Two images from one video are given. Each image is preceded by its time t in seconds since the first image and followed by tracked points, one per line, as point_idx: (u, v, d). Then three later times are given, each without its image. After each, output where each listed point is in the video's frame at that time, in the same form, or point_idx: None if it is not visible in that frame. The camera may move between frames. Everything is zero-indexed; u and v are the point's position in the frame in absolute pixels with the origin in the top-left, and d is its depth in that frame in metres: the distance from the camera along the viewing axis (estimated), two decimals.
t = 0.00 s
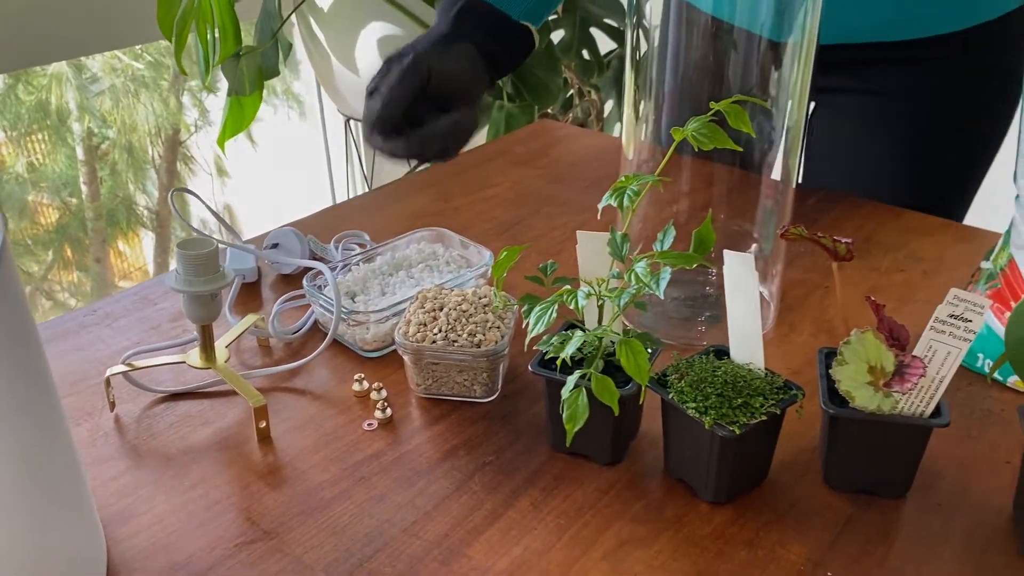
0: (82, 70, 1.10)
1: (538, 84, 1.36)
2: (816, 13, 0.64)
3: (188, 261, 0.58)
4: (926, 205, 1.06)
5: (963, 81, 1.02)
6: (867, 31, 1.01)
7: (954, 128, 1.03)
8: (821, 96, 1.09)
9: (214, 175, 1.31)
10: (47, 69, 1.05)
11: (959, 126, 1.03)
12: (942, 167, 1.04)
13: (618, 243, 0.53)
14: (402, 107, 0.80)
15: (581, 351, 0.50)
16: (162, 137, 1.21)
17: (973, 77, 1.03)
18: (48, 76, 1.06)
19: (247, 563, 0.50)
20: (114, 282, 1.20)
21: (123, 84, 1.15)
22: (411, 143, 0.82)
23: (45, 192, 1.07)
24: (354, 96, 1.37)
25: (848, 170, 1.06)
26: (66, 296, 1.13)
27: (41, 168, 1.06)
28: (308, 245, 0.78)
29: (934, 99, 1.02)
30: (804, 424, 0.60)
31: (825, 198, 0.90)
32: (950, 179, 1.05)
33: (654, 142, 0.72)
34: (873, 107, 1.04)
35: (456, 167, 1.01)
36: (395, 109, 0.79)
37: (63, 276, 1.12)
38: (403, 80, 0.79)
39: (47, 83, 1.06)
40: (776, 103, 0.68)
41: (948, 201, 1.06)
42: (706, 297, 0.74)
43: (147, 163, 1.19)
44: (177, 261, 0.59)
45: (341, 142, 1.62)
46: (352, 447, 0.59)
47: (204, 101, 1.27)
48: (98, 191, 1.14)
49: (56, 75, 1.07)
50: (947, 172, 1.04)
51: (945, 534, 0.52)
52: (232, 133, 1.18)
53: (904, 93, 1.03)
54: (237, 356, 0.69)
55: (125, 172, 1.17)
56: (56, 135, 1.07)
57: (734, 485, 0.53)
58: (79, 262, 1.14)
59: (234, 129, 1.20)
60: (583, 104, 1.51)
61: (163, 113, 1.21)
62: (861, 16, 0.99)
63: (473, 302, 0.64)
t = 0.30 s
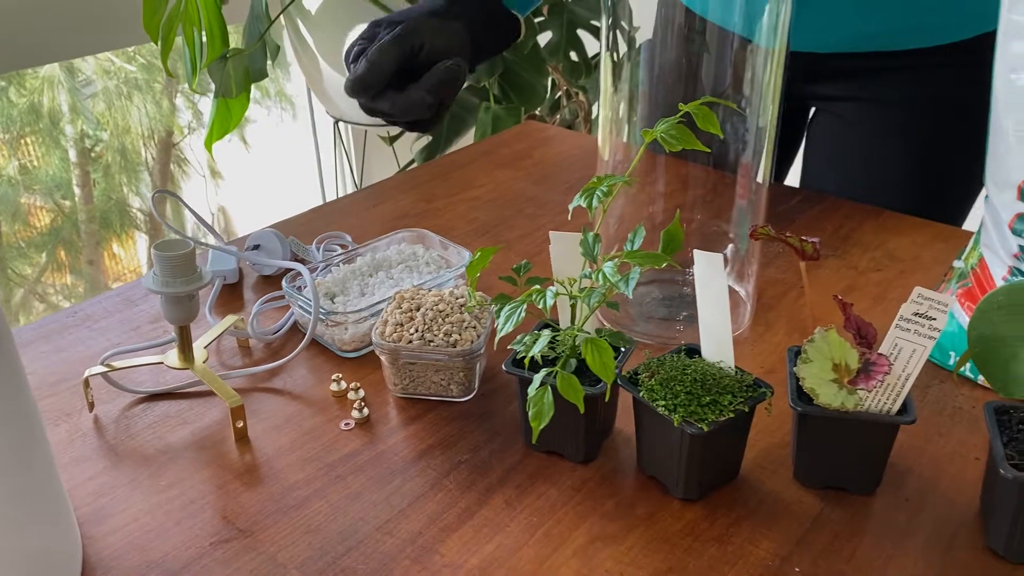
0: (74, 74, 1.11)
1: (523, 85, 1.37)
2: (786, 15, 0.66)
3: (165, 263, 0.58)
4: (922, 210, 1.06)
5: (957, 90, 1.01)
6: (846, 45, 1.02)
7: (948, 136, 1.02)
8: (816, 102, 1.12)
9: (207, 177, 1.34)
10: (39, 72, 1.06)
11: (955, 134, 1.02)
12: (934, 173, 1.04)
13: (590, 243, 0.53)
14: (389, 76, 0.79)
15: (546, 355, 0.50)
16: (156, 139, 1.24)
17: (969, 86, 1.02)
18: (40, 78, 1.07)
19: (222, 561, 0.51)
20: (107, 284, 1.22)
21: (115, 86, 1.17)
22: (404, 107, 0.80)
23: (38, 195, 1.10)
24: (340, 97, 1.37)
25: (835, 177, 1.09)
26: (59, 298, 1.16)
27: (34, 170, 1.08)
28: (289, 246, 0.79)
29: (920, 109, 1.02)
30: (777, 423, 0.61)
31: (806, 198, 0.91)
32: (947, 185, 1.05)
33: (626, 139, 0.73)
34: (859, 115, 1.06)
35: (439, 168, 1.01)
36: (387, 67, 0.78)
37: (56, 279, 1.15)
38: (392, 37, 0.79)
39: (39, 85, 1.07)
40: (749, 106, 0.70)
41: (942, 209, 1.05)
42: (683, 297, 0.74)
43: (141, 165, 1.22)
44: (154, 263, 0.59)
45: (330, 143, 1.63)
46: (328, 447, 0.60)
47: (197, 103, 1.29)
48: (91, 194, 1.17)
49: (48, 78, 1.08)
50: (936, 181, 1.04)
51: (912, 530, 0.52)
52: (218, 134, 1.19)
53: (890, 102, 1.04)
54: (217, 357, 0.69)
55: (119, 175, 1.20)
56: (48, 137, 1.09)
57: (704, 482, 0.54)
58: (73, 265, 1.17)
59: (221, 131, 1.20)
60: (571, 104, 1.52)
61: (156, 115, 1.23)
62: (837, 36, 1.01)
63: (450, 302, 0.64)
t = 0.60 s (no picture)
0: (67, 76, 1.12)
1: (510, 87, 1.37)
2: (757, 12, 0.68)
3: (140, 263, 0.59)
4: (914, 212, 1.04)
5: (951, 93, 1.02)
6: (841, 49, 1.04)
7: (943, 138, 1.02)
8: (809, 107, 1.12)
9: (201, 179, 1.36)
10: (32, 74, 1.08)
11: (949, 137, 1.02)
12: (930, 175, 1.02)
13: (560, 244, 0.53)
14: (395, 55, 0.80)
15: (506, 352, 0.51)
16: (149, 141, 1.25)
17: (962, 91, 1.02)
18: (32, 80, 1.08)
19: (194, 559, 0.51)
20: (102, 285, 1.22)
21: (109, 88, 1.18)
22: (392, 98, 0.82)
23: (31, 196, 1.10)
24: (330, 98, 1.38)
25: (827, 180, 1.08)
26: (53, 300, 1.16)
27: (27, 172, 1.09)
28: (270, 247, 0.79)
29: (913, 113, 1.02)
30: (750, 420, 0.62)
31: (785, 198, 0.91)
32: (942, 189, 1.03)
33: (601, 138, 0.74)
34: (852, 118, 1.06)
35: (423, 169, 1.02)
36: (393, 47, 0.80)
37: (50, 280, 1.15)
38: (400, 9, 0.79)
39: (32, 87, 1.08)
40: (722, 105, 0.72)
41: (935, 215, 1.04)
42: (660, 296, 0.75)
43: (135, 167, 1.23)
44: (129, 263, 0.59)
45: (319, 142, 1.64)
46: (303, 446, 0.60)
47: (192, 105, 1.30)
48: (85, 195, 1.16)
49: (41, 79, 1.09)
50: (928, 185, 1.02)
51: (878, 527, 0.53)
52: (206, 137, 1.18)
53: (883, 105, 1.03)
54: (195, 357, 0.69)
55: (113, 176, 1.20)
56: (40, 138, 1.10)
57: (674, 479, 0.54)
58: (67, 266, 1.16)
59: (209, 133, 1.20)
60: (559, 105, 1.52)
61: (150, 117, 1.24)
62: (831, 40, 1.03)
63: (425, 302, 0.65)
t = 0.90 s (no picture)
0: (60, 75, 1.13)
1: (497, 85, 1.38)
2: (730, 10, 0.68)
3: (113, 258, 0.59)
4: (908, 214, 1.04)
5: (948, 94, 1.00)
6: (839, 48, 0.99)
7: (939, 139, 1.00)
8: (800, 105, 1.08)
9: (196, 180, 1.36)
10: (24, 73, 1.09)
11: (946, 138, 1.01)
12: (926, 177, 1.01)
13: (531, 237, 0.54)
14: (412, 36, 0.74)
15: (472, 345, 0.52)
16: (143, 141, 1.25)
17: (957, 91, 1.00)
18: (25, 80, 1.10)
19: (164, 553, 0.51)
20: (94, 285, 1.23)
21: (103, 88, 1.19)
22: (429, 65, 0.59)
23: (25, 197, 1.11)
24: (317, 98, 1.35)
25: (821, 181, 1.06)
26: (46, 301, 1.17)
27: (20, 172, 1.10)
28: (249, 244, 0.79)
29: (909, 113, 1.00)
30: (724, 414, 0.62)
31: (765, 194, 0.92)
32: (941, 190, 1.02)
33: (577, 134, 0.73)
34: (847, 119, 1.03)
35: (406, 166, 1.02)
36: None
37: (43, 281, 1.16)
38: None
39: (24, 87, 1.09)
40: (697, 102, 0.73)
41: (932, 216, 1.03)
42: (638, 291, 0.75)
43: (129, 167, 1.24)
44: (103, 258, 0.59)
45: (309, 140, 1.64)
46: (277, 441, 0.60)
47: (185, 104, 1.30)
48: (78, 196, 1.17)
49: (33, 79, 1.10)
50: (924, 187, 1.01)
51: (847, 518, 0.53)
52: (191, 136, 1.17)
53: (879, 106, 1.01)
54: (171, 352, 0.70)
55: (106, 177, 1.21)
56: (35, 139, 1.11)
57: (644, 471, 0.54)
58: (61, 267, 1.17)
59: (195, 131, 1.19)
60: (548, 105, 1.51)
61: (144, 117, 1.25)
62: (828, 40, 0.99)
63: (400, 297, 0.65)
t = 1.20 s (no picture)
0: (52, 76, 1.15)
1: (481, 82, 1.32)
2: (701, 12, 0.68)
3: (86, 259, 0.59)
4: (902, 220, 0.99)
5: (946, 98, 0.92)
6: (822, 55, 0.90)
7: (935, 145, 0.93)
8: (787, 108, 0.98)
9: (189, 180, 1.39)
10: (16, 75, 1.11)
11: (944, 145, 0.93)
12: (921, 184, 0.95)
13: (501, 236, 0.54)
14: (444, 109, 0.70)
15: (438, 345, 0.52)
16: (137, 141, 1.28)
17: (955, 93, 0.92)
18: (17, 81, 1.12)
19: (134, 552, 0.51)
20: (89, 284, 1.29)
21: (96, 89, 1.22)
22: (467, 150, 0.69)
23: (18, 197, 1.15)
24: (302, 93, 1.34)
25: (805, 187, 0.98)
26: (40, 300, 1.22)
27: (12, 172, 1.14)
28: (227, 244, 0.79)
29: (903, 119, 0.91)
30: (696, 413, 0.62)
31: (745, 194, 0.92)
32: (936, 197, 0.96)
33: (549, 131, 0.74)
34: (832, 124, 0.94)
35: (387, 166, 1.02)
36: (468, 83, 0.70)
37: (38, 280, 1.21)
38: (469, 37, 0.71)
39: (16, 88, 1.12)
40: (670, 101, 0.73)
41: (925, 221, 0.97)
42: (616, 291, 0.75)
43: (123, 168, 1.27)
44: (75, 259, 0.60)
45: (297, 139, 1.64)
46: (250, 441, 0.60)
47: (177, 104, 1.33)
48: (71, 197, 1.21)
49: (25, 80, 1.12)
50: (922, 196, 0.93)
51: (814, 515, 0.53)
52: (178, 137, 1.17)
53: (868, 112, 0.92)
54: (148, 352, 0.70)
55: (99, 177, 1.24)
56: (26, 139, 1.15)
57: (614, 469, 0.55)
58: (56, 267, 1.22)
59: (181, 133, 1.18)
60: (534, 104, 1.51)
61: (137, 117, 1.28)
62: (810, 48, 0.89)
63: (373, 297, 0.65)
